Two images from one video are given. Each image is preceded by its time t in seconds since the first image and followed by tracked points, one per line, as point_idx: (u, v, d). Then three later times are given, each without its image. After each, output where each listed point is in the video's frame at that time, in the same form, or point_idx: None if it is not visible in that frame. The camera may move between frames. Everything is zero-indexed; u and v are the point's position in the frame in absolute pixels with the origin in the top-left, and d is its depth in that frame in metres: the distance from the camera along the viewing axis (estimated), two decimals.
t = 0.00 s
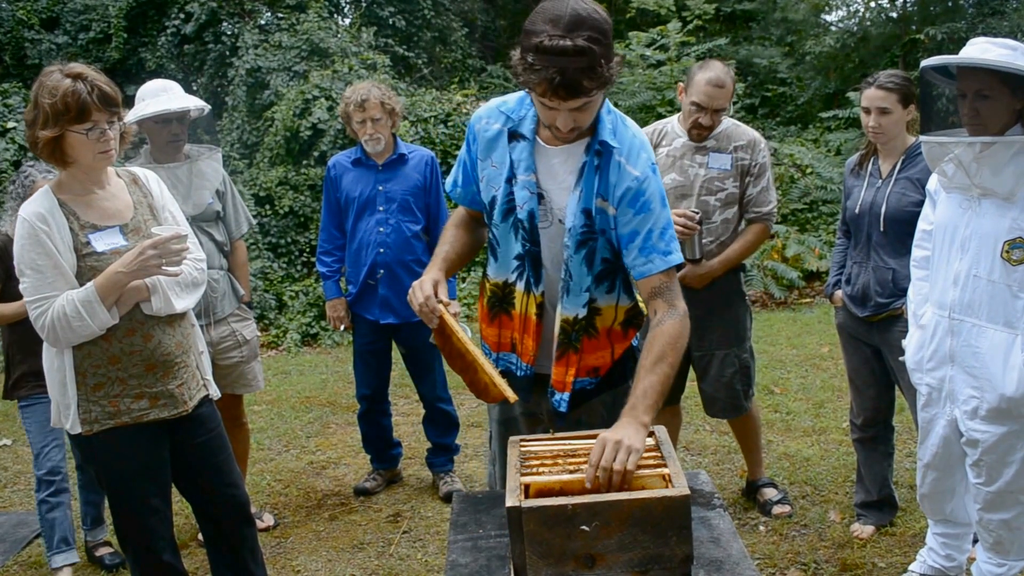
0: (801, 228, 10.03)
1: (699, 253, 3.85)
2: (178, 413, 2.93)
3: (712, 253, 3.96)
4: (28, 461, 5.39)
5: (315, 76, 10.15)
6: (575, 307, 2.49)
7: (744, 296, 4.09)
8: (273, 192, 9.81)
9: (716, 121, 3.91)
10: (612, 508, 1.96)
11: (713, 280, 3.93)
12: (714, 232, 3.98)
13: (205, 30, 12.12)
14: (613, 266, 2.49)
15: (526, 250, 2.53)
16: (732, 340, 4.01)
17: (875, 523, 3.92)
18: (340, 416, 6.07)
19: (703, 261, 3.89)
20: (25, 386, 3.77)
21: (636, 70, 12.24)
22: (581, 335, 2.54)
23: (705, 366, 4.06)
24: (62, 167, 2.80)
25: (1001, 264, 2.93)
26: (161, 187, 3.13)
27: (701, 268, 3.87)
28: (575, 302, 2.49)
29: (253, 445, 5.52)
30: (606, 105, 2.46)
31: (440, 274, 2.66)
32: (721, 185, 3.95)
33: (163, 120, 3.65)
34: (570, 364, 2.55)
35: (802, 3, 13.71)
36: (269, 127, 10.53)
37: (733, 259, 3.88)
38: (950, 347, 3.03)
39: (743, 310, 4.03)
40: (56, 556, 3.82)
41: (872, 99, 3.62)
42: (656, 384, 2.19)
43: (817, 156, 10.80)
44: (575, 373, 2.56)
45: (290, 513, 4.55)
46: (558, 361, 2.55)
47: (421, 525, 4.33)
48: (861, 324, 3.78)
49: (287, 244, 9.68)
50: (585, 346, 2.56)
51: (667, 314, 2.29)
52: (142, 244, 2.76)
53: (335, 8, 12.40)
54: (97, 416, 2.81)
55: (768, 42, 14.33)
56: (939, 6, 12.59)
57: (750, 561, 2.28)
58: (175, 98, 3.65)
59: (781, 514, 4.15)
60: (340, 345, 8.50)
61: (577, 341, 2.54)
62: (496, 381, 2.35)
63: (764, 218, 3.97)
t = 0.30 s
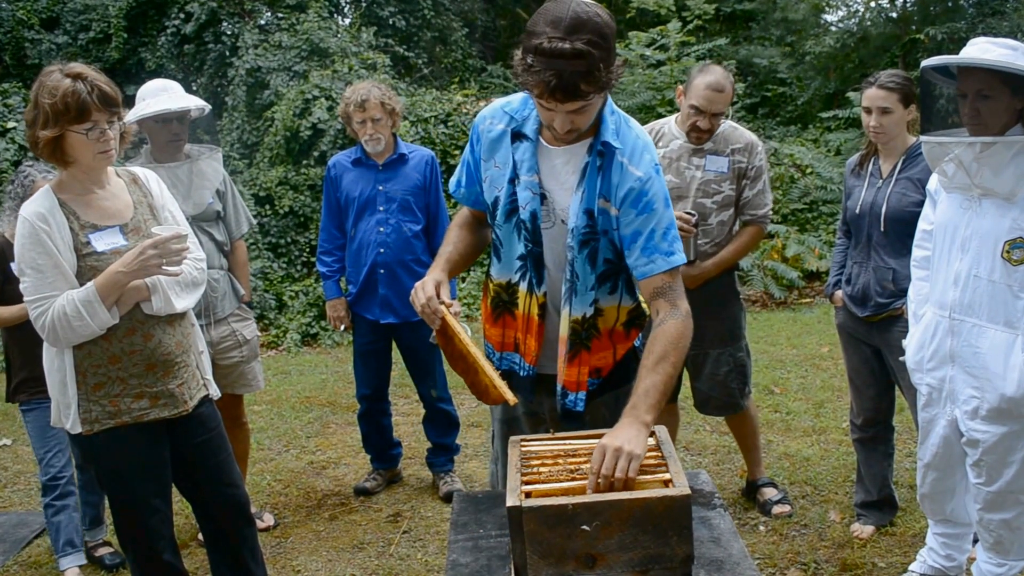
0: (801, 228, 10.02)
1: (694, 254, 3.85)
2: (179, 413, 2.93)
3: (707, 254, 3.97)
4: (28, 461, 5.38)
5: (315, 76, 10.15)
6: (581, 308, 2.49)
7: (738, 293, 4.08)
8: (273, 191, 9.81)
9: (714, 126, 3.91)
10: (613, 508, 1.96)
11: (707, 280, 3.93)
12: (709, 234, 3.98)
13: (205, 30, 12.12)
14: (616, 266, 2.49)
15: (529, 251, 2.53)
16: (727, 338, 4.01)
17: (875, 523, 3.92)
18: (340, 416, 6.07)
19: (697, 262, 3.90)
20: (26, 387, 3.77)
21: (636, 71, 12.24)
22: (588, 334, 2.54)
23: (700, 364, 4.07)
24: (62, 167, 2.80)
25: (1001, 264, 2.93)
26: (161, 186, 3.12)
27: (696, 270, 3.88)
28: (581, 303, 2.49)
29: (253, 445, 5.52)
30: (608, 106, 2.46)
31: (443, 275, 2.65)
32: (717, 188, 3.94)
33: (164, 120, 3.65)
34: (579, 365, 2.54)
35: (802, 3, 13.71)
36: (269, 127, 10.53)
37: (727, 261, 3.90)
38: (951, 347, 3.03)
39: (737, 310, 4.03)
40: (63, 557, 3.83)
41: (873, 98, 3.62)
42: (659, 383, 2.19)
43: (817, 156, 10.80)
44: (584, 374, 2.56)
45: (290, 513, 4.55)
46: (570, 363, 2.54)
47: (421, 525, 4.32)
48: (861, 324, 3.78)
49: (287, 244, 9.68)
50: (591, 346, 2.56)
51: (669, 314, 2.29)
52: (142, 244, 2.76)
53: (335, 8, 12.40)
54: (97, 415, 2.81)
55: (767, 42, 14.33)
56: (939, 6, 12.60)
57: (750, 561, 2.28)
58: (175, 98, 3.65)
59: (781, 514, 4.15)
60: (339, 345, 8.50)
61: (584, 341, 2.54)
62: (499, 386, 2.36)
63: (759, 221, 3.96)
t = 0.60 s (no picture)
0: (801, 228, 10.02)
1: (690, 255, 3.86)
2: (179, 412, 2.93)
3: (704, 255, 3.97)
4: (28, 461, 5.39)
5: (315, 76, 10.16)
6: (582, 308, 2.49)
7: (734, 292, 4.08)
8: (273, 191, 9.81)
9: (711, 126, 3.90)
10: (613, 507, 1.96)
11: (704, 281, 3.93)
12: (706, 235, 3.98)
13: (205, 30, 12.12)
14: (616, 266, 2.49)
15: (529, 251, 2.53)
16: (724, 338, 4.01)
17: (875, 523, 3.92)
18: (340, 416, 6.07)
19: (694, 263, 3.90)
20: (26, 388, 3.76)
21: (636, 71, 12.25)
22: (589, 334, 2.54)
23: (697, 364, 4.08)
24: (62, 167, 2.80)
25: (1002, 264, 2.93)
26: (160, 186, 3.12)
27: (693, 271, 3.87)
28: (582, 303, 2.49)
29: (253, 445, 5.52)
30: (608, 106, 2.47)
31: (442, 275, 2.65)
32: (715, 189, 3.95)
33: (164, 119, 3.65)
34: (580, 364, 2.55)
35: (803, 3, 13.72)
36: (269, 127, 10.53)
37: (724, 262, 3.90)
38: (951, 347, 3.03)
39: (734, 310, 4.03)
40: (64, 559, 3.84)
41: (873, 98, 3.62)
42: (662, 380, 2.19)
43: (817, 157, 10.83)
44: (584, 374, 2.56)
45: (290, 513, 4.55)
46: (570, 363, 2.54)
47: (421, 525, 4.32)
48: (861, 325, 3.78)
49: (287, 244, 9.68)
50: (592, 346, 2.56)
51: (672, 312, 2.29)
52: (142, 243, 2.76)
53: (335, 7, 12.40)
54: (98, 415, 2.81)
55: (767, 42, 14.34)
56: (939, 6, 12.60)
57: (751, 561, 2.28)
58: (175, 98, 3.65)
59: (781, 514, 4.15)
60: (339, 345, 8.50)
61: (585, 341, 2.54)
62: (498, 386, 2.37)
63: (756, 221, 3.99)
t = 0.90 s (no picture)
0: (801, 228, 10.02)
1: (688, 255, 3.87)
2: (180, 412, 2.93)
3: (702, 255, 3.98)
4: (28, 461, 5.39)
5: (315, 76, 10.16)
6: (581, 308, 2.50)
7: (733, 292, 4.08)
8: (273, 191, 9.81)
9: (709, 127, 3.91)
10: (614, 508, 1.96)
11: (702, 281, 3.94)
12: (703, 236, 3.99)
13: (205, 30, 12.12)
14: (615, 266, 2.50)
15: (529, 251, 2.53)
16: (722, 338, 4.01)
17: (875, 523, 3.92)
18: (340, 416, 6.07)
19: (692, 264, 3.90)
20: (25, 390, 3.77)
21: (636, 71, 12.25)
22: (587, 335, 2.54)
23: (695, 364, 4.08)
24: (62, 167, 2.81)
25: (1002, 264, 2.93)
26: (160, 186, 3.12)
27: (691, 272, 3.88)
28: (582, 303, 2.49)
29: (253, 445, 5.52)
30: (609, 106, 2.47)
31: (442, 276, 2.65)
32: (713, 190, 3.95)
33: (164, 119, 3.65)
34: (579, 364, 2.55)
35: (802, 3, 13.72)
36: (269, 127, 10.53)
37: (722, 262, 3.90)
38: (951, 347, 3.03)
39: (734, 310, 4.03)
40: (64, 560, 3.84)
41: (874, 98, 3.62)
42: (660, 383, 2.19)
43: (817, 157, 10.86)
44: (583, 374, 2.57)
45: (290, 513, 4.55)
46: (568, 363, 2.55)
47: (422, 525, 4.33)
48: (861, 325, 3.78)
49: (287, 244, 9.68)
50: (592, 346, 2.57)
51: (670, 314, 2.29)
52: (142, 243, 2.75)
53: (335, 7, 12.40)
54: (98, 415, 2.81)
55: (767, 42, 14.34)
56: (939, 7, 12.60)
57: (751, 561, 2.28)
58: (175, 98, 3.65)
59: (781, 514, 4.15)
60: (340, 345, 8.50)
61: (584, 341, 2.55)
62: (499, 386, 2.38)
63: (753, 222, 3.99)
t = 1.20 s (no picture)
0: (801, 229, 10.02)
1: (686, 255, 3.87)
2: (180, 412, 2.93)
3: (700, 256, 3.98)
4: (28, 461, 5.39)
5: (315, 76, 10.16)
6: (581, 309, 2.50)
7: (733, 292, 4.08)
8: (273, 191, 9.81)
9: (708, 127, 3.91)
10: (614, 508, 1.96)
11: (701, 282, 3.94)
12: (702, 236, 3.98)
13: (205, 30, 12.12)
14: (615, 267, 2.50)
15: (529, 251, 2.53)
16: (722, 339, 4.01)
17: (875, 523, 3.92)
18: (340, 416, 6.07)
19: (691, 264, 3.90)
20: (25, 391, 3.77)
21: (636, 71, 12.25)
22: (587, 335, 2.54)
23: (694, 365, 4.08)
24: (62, 166, 2.81)
25: (1002, 264, 2.93)
26: (160, 186, 3.12)
27: (689, 272, 3.87)
28: (581, 303, 2.49)
29: (253, 445, 5.52)
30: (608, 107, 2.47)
31: (442, 276, 2.65)
32: (712, 190, 3.95)
33: (164, 119, 3.65)
34: (579, 364, 2.55)
35: (802, 3, 13.72)
36: (269, 127, 10.53)
37: (721, 263, 3.90)
38: (952, 347, 3.03)
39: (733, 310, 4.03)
40: (64, 560, 3.84)
41: (875, 99, 3.62)
42: (660, 384, 2.19)
43: (817, 157, 10.88)
44: (582, 375, 2.57)
45: (290, 513, 4.55)
46: (568, 363, 2.54)
47: (422, 525, 4.32)
48: (862, 325, 3.78)
49: (287, 244, 9.67)
50: (592, 347, 2.56)
51: (671, 314, 2.30)
52: (142, 242, 2.75)
53: (335, 7, 12.39)
54: (98, 414, 2.81)
55: (767, 42, 14.34)
56: (939, 7, 12.60)
57: (752, 561, 2.28)
58: (175, 97, 3.65)
59: (781, 514, 4.15)
60: (340, 345, 8.50)
61: (584, 342, 2.55)
62: (499, 387, 2.37)
63: (751, 223, 3.99)
